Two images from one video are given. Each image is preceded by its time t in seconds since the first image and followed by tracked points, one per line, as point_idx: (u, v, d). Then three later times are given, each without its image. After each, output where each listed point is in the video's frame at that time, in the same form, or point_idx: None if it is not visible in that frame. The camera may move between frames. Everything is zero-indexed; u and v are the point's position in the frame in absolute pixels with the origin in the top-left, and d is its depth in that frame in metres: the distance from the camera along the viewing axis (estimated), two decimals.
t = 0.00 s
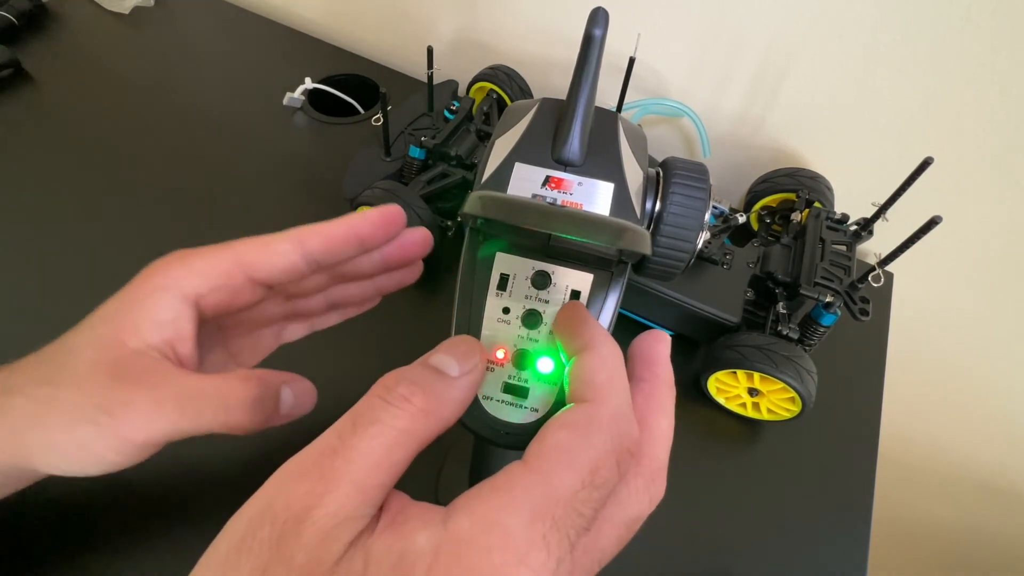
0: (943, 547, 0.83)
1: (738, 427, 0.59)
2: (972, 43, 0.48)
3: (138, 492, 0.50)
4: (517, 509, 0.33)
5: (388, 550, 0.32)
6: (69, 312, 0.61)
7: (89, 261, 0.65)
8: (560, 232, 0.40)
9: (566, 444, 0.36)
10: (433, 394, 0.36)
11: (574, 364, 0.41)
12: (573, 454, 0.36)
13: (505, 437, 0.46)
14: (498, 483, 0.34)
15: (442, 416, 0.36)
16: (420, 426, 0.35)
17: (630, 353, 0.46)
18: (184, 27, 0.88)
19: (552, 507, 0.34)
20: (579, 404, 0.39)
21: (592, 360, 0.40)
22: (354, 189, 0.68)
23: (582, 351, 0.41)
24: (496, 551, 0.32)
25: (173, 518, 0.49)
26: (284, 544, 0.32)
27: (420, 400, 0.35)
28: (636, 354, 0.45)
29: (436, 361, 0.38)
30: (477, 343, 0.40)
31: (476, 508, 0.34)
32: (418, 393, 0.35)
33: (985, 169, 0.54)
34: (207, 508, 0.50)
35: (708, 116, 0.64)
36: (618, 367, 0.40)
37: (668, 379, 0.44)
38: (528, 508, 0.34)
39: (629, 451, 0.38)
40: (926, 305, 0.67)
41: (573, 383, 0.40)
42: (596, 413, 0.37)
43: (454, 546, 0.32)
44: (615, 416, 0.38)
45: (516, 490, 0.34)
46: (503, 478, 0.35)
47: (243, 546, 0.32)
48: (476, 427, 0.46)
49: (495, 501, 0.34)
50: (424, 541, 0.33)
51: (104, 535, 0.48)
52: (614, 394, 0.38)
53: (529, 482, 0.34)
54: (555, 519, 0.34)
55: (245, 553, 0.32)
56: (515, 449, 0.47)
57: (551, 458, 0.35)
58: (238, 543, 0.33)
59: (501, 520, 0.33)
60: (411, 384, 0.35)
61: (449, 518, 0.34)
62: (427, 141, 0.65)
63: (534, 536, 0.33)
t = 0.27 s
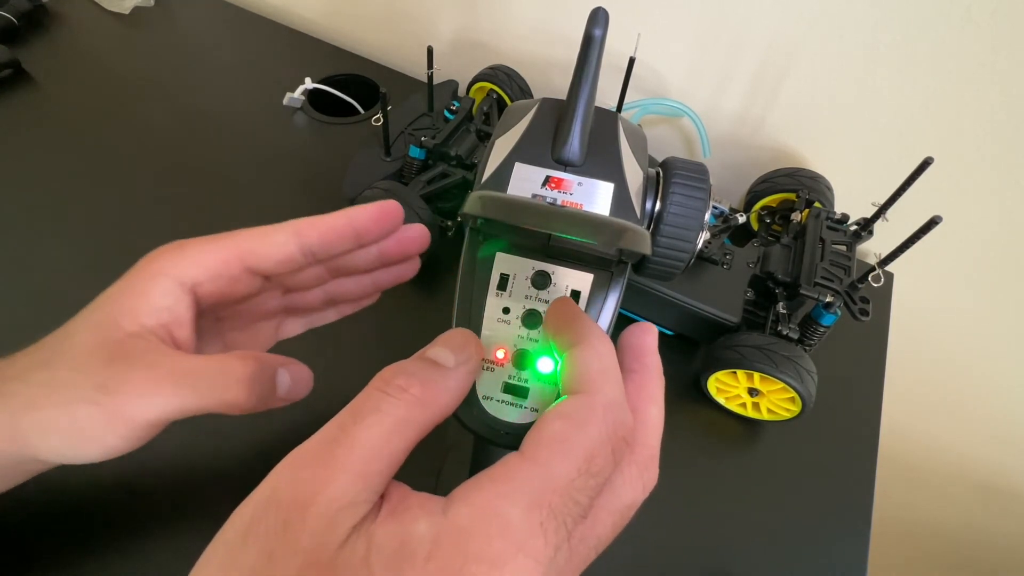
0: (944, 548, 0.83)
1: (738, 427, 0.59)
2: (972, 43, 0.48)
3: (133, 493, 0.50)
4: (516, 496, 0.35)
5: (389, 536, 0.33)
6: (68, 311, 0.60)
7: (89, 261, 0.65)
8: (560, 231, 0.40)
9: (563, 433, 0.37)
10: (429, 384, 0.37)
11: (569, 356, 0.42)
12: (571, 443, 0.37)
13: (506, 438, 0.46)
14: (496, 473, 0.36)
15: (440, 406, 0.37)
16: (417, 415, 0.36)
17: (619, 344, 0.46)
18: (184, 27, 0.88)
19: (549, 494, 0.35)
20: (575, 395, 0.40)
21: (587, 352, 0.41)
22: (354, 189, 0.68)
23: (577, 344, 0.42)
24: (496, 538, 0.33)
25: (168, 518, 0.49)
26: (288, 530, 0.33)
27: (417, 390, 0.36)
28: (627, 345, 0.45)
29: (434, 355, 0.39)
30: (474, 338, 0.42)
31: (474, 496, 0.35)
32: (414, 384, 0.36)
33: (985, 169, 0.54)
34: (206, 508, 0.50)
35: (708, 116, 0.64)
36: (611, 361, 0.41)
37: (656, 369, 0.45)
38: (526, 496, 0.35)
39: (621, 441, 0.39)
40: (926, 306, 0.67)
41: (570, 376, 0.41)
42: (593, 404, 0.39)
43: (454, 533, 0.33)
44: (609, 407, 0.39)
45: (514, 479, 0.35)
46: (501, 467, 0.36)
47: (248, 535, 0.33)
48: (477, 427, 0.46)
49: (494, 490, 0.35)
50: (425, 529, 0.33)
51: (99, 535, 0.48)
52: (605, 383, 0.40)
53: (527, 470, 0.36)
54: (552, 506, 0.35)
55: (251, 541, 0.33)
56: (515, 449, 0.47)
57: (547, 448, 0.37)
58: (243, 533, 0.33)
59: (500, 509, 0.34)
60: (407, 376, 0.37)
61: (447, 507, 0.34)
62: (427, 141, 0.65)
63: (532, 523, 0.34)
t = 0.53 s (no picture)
0: (944, 548, 0.83)
1: (738, 427, 0.59)
2: (973, 42, 0.48)
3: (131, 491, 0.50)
4: (519, 488, 0.35)
5: (395, 526, 0.34)
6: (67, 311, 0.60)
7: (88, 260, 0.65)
8: (560, 231, 0.40)
9: (565, 427, 0.38)
10: (430, 374, 0.38)
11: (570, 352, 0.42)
12: (572, 437, 0.37)
13: (506, 438, 0.46)
14: (500, 466, 0.36)
15: (440, 398, 0.38)
16: (418, 406, 0.37)
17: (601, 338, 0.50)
18: (184, 27, 0.88)
19: (552, 486, 0.36)
20: (577, 390, 0.40)
21: (587, 350, 0.41)
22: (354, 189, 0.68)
23: (578, 340, 0.42)
24: (500, 528, 0.34)
25: (165, 514, 0.49)
26: (294, 520, 0.33)
27: (417, 380, 0.37)
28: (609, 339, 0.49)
29: (434, 350, 0.41)
30: (475, 337, 0.44)
31: (478, 487, 0.35)
32: (415, 375, 0.38)
33: (985, 169, 0.54)
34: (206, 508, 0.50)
35: (708, 115, 0.64)
36: (611, 356, 0.41)
37: (635, 358, 0.48)
38: (529, 487, 0.35)
39: (622, 434, 0.40)
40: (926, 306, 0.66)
41: (570, 371, 0.42)
42: (594, 398, 0.39)
43: (459, 524, 0.34)
44: (610, 400, 0.39)
45: (517, 472, 0.36)
46: (504, 460, 0.37)
47: (258, 524, 0.34)
48: (477, 427, 0.46)
49: (497, 482, 0.35)
50: (430, 519, 0.34)
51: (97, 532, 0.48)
52: (606, 379, 0.40)
53: (529, 463, 0.36)
54: (554, 498, 0.36)
55: (259, 530, 0.34)
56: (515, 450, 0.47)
57: (550, 442, 0.37)
58: (252, 522, 0.34)
59: (503, 500, 0.35)
60: (408, 367, 0.38)
61: (451, 498, 0.35)
62: (426, 141, 0.65)
63: (534, 514, 0.35)
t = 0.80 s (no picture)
0: (945, 548, 0.83)
1: (738, 427, 0.59)
2: (973, 42, 0.48)
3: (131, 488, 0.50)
4: (513, 485, 0.35)
5: (390, 519, 0.34)
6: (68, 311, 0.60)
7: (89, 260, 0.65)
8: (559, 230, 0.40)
9: (560, 425, 0.38)
10: (423, 367, 0.38)
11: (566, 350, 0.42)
12: (567, 435, 0.37)
13: (506, 437, 0.46)
14: (494, 462, 0.36)
15: (435, 393, 0.38)
16: (411, 400, 0.37)
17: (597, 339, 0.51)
18: (184, 27, 0.89)
19: (545, 483, 0.36)
20: (573, 388, 0.40)
21: (583, 348, 0.41)
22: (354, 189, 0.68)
23: (574, 338, 0.42)
24: (491, 523, 0.34)
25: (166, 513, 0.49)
26: (290, 512, 0.34)
27: (409, 372, 0.37)
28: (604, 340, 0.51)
29: (431, 348, 0.41)
30: (476, 337, 0.44)
31: (473, 484, 0.35)
32: (408, 368, 0.38)
33: (985, 169, 0.54)
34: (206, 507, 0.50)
35: (708, 115, 0.64)
36: (607, 354, 0.41)
37: (628, 353, 0.50)
38: (523, 485, 0.36)
39: (617, 432, 0.40)
40: (927, 306, 0.66)
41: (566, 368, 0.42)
42: (589, 396, 0.39)
43: (453, 520, 0.34)
44: (606, 399, 0.39)
45: (511, 468, 0.36)
46: (499, 457, 0.37)
47: (257, 515, 0.34)
48: (477, 426, 0.47)
49: (492, 478, 0.35)
50: (424, 513, 0.34)
51: (97, 529, 0.48)
52: (601, 377, 0.40)
53: (524, 460, 0.36)
54: (547, 495, 0.36)
55: (257, 521, 0.34)
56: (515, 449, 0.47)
57: (544, 439, 0.37)
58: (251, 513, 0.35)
59: (496, 496, 0.35)
60: (401, 361, 0.38)
61: (447, 493, 0.35)
62: (427, 141, 0.65)
63: (527, 511, 0.35)
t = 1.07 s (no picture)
0: (944, 548, 0.83)
1: (738, 427, 0.59)
2: (974, 42, 0.48)
3: (132, 488, 0.50)
4: (511, 484, 0.35)
5: (389, 518, 0.34)
6: (68, 311, 0.60)
7: (90, 260, 0.65)
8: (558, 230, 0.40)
9: (558, 425, 0.38)
10: (420, 366, 0.38)
11: (564, 350, 0.42)
12: (564, 435, 0.37)
13: (506, 437, 0.46)
14: (492, 463, 0.36)
15: (433, 393, 0.38)
16: (408, 399, 0.37)
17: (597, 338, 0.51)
18: (184, 27, 0.89)
19: (543, 483, 0.36)
20: (571, 389, 0.40)
21: (581, 349, 0.41)
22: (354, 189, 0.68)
23: (572, 338, 0.42)
24: (489, 522, 0.34)
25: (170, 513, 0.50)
26: (291, 511, 0.34)
27: (406, 371, 0.37)
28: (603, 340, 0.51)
29: (430, 347, 0.41)
30: (475, 337, 0.44)
31: (471, 484, 0.35)
32: (405, 367, 0.38)
33: (985, 169, 0.54)
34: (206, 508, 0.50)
35: (708, 115, 0.64)
36: (605, 354, 0.41)
37: (626, 353, 0.50)
38: (521, 484, 0.36)
39: (615, 433, 0.40)
40: (926, 306, 0.66)
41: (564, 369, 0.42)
42: (587, 397, 0.39)
43: (451, 519, 0.34)
44: (604, 399, 0.39)
45: (509, 468, 0.36)
46: (497, 457, 0.37)
47: (258, 515, 0.35)
48: (477, 427, 0.47)
49: (490, 478, 0.35)
50: (423, 513, 0.34)
51: (98, 529, 0.48)
52: (600, 378, 0.40)
53: (522, 460, 0.36)
54: (545, 494, 0.36)
55: (258, 521, 0.35)
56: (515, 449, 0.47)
57: (542, 439, 0.37)
58: (253, 513, 0.35)
59: (493, 495, 0.35)
60: (397, 360, 0.38)
61: (446, 493, 0.35)
62: (427, 141, 0.65)
63: (525, 510, 0.35)
